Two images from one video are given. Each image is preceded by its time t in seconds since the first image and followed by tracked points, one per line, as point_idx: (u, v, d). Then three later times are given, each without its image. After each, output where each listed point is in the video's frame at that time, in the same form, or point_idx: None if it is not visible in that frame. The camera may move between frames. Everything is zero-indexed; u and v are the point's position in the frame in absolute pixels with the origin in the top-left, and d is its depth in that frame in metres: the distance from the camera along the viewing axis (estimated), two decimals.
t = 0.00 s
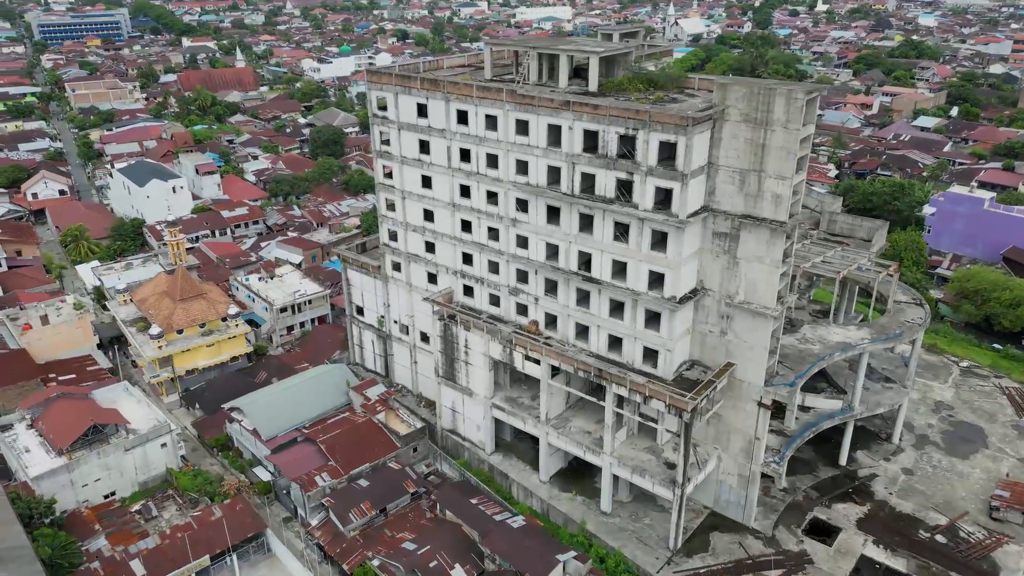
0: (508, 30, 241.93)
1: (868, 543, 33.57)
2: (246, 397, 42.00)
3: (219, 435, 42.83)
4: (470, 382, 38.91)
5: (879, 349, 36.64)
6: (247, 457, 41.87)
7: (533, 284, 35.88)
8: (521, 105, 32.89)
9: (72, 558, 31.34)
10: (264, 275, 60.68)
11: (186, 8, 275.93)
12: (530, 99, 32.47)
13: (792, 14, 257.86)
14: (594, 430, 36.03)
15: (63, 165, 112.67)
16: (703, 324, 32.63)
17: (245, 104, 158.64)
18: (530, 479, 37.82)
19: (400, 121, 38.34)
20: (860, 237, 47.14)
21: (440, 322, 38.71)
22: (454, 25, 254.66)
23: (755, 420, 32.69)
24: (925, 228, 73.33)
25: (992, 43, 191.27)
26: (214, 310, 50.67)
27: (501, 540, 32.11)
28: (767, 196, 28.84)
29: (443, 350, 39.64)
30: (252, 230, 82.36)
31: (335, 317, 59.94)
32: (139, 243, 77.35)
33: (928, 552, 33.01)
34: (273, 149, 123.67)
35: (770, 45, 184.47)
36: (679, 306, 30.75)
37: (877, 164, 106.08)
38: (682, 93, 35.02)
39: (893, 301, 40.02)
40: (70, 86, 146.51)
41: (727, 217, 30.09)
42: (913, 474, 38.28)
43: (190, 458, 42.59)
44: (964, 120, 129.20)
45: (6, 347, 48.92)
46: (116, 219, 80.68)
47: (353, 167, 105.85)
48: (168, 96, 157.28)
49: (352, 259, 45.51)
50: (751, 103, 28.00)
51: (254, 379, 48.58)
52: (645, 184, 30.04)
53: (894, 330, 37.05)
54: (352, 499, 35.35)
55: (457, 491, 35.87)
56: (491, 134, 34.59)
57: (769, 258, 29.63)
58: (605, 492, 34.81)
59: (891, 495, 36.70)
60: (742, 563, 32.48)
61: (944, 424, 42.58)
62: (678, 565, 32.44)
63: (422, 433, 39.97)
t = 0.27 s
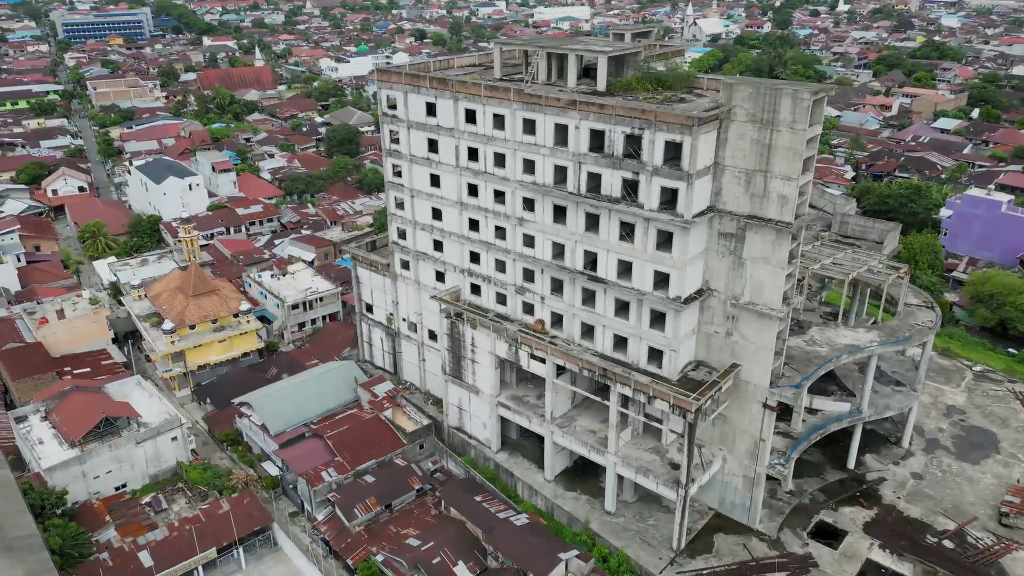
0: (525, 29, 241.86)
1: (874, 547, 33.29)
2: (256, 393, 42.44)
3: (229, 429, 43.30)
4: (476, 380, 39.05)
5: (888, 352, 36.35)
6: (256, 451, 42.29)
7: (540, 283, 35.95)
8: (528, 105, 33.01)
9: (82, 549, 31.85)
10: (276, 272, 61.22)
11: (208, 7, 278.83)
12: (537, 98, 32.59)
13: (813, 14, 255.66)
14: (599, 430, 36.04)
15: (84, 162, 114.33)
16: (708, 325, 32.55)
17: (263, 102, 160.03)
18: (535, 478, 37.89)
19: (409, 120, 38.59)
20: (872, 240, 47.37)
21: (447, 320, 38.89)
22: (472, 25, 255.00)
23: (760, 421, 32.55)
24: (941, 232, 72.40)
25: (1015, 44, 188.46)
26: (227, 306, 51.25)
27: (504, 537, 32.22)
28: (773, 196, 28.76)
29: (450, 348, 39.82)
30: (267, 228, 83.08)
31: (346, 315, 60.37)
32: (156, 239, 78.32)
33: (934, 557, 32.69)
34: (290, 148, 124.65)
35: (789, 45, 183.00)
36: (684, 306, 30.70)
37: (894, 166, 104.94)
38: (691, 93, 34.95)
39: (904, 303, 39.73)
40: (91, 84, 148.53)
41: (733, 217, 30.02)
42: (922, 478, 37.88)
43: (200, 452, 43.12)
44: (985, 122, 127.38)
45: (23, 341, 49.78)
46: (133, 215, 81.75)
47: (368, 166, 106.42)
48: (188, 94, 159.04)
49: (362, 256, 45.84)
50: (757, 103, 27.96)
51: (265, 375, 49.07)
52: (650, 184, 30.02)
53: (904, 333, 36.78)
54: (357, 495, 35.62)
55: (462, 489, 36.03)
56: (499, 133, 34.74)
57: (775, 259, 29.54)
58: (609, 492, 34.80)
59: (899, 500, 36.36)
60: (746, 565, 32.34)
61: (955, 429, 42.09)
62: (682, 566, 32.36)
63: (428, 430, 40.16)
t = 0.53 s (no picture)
0: (539, 29, 241.80)
1: (876, 550, 33.13)
2: (262, 389, 42.83)
3: (235, 425, 43.71)
4: (480, 379, 39.20)
5: (893, 354, 36.15)
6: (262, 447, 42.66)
7: (543, 282, 36.04)
8: (532, 104, 33.11)
9: (89, 541, 32.29)
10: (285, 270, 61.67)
11: (224, 7, 280.89)
12: (541, 97, 32.69)
13: (829, 14, 253.83)
14: (601, 429, 36.09)
15: (99, 160, 115.59)
16: (711, 326, 32.52)
17: (277, 101, 161.05)
18: (537, 476, 38.00)
19: (415, 119, 38.79)
20: (880, 241, 47.06)
21: (451, 318, 39.06)
22: (486, 24, 255.31)
23: (762, 422, 32.49)
24: (952, 233, 71.43)
25: None
26: (235, 303, 51.72)
27: (504, 534, 32.33)
28: (775, 196, 28.74)
29: (454, 346, 39.98)
30: (278, 226, 83.65)
31: (354, 312, 60.73)
32: (168, 236, 79.09)
33: (937, 560, 32.49)
34: (302, 146, 125.40)
35: (804, 45, 181.80)
36: (685, 306, 30.69)
37: (908, 167, 104.05)
38: (696, 92, 34.90)
39: (910, 305, 39.50)
40: (108, 83, 150.12)
41: (735, 217, 29.99)
42: (927, 481, 37.64)
43: (207, 447, 43.57)
44: (1001, 123, 126.00)
45: (35, 336, 50.50)
46: (146, 213, 82.61)
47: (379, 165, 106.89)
48: (202, 93, 160.35)
49: (369, 255, 46.10)
50: (760, 103, 27.93)
51: (272, 371, 49.49)
52: (652, 183, 30.04)
53: (908, 335, 36.58)
54: (360, 491, 35.90)
55: (465, 487, 36.19)
56: (503, 132, 34.87)
57: (777, 259, 29.50)
58: (610, 491, 34.84)
59: (903, 502, 36.16)
60: (747, 566, 32.28)
61: (962, 432, 41.78)
62: (682, 566, 32.35)
63: (431, 428, 40.36)
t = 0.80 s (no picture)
0: (552, 28, 241.59)
1: (878, 552, 32.99)
2: (268, 385, 43.21)
3: (241, 420, 44.08)
4: (483, 376, 39.36)
5: (897, 356, 35.97)
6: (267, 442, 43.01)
7: (546, 281, 36.13)
8: (536, 103, 33.21)
9: (95, 534, 32.72)
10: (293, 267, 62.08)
11: (239, 6, 282.54)
12: (544, 96, 32.79)
13: (845, 14, 251.97)
14: (603, 428, 36.14)
15: (113, 157, 116.64)
16: (713, 325, 32.51)
17: (289, 100, 161.87)
18: (539, 474, 38.10)
19: (420, 117, 38.99)
20: (887, 242, 46.80)
21: (455, 316, 39.23)
22: (498, 24, 255.42)
23: (764, 423, 32.43)
24: (964, 235, 70.29)
25: None
26: (243, 300, 52.15)
27: (504, 532, 32.47)
28: (777, 196, 28.71)
29: (458, 344, 40.14)
30: (287, 224, 84.14)
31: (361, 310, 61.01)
32: (179, 233, 79.70)
33: (939, 563, 32.32)
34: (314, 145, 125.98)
35: (818, 45, 180.62)
36: (686, 306, 30.70)
37: (921, 168, 103.14)
38: (701, 92, 34.86)
39: (916, 307, 39.28)
40: (123, 81, 151.43)
41: (738, 217, 29.99)
42: (931, 484, 37.42)
43: (214, 442, 43.97)
44: (1017, 125, 124.66)
45: (46, 330, 51.13)
46: (158, 210, 83.34)
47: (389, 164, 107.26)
48: (216, 91, 161.45)
49: (375, 253, 46.36)
50: (762, 103, 27.92)
51: (279, 367, 49.85)
52: (654, 182, 30.07)
53: (913, 336, 36.40)
54: (362, 487, 36.15)
55: (466, 484, 36.35)
56: (507, 131, 35.01)
57: (779, 259, 29.47)
58: (611, 490, 34.89)
59: (906, 504, 35.97)
60: (747, 566, 32.24)
61: (968, 435, 41.48)
62: (682, 566, 32.35)
63: (435, 425, 40.55)
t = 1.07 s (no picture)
0: (564, 28, 241.39)
1: (880, 554, 32.88)
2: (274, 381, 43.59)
3: (247, 416, 44.46)
4: (486, 374, 39.52)
5: (901, 357, 35.83)
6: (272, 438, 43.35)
7: (548, 280, 36.24)
8: (539, 102, 33.34)
9: (101, 526, 33.16)
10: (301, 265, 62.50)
11: (253, 6, 284.23)
12: (548, 95, 32.91)
13: (860, 14, 250.17)
14: (605, 427, 36.21)
15: (127, 155, 117.79)
16: (714, 325, 32.52)
17: (302, 99, 162.70)
18: (541, 473, 38.21)
19: (425, 116, 39.20)
20: (894, 243, 46.60)
21: (459, 314, 39.42)
22: (511, 24, 255.59)
23: (765, 423, 32.40)
24: (975, 237, 69.65)
25: None
26: (251, 297, 52.59)
27: (505, 530, 32.63)
28: (778, 196, 28.71)
29: (461, 342, 40.35)
30: (297, 222, 84.65)
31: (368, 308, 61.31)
32: (190, 231, 80.40)
33: (941, 566, 32.16)
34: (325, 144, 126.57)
35: (832, 45, 179.55)
36: (687, 305, 30.73)
37: (933, 169, 102.28)
38: (704, 92, 34.87)
39: (921, 309, 39.11)
40: (137, 80, 152.78)
41: (739, 217, 30.02)
42: (935, 487, 37.21)
43: (220, 437, 44.39)
44: None
45: (57, 326, 51.79)
46: (169, 208, 84.09)
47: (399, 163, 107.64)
48: (229, 91, 162.63)
49: (380, 251, 46.64)
50: (764, 102, 27.95)
51: (285, 364, 50.22)
52: (656, 182, 30.12)
53: (918, 337, 36.25)
54: (365, 483, 36.36)
55: (468, 481, 36.52)
56: (511, 130, 35.17)
57: (780, 259, 29.47)
58: (613, 489, 34.95)
59: (910, 507, 35.80)
60: (747, 566, 32.22)
61: (974, 438, 41.21)
62: (682, 565, 32.38)
63: (438, 423, 40.75)
